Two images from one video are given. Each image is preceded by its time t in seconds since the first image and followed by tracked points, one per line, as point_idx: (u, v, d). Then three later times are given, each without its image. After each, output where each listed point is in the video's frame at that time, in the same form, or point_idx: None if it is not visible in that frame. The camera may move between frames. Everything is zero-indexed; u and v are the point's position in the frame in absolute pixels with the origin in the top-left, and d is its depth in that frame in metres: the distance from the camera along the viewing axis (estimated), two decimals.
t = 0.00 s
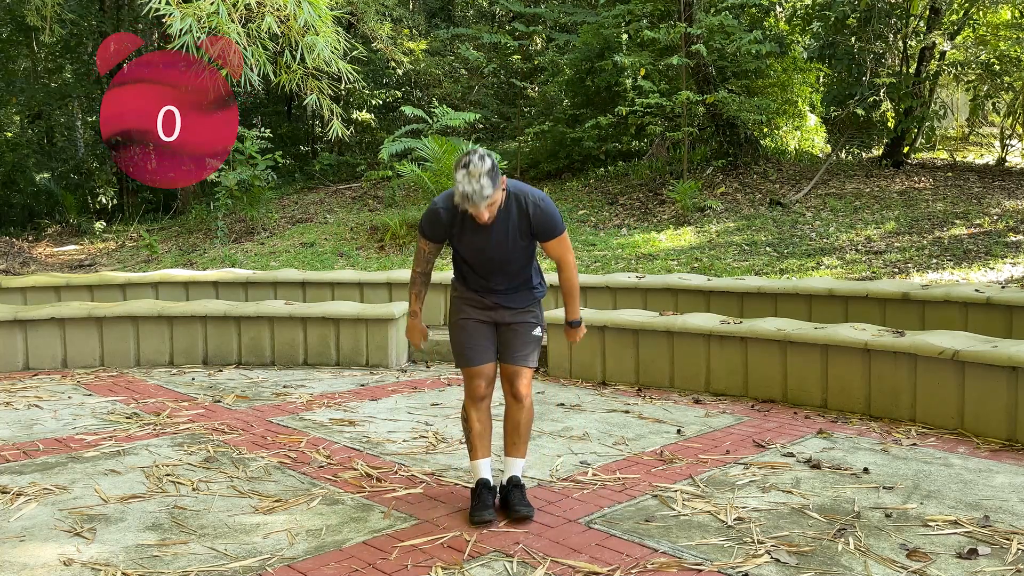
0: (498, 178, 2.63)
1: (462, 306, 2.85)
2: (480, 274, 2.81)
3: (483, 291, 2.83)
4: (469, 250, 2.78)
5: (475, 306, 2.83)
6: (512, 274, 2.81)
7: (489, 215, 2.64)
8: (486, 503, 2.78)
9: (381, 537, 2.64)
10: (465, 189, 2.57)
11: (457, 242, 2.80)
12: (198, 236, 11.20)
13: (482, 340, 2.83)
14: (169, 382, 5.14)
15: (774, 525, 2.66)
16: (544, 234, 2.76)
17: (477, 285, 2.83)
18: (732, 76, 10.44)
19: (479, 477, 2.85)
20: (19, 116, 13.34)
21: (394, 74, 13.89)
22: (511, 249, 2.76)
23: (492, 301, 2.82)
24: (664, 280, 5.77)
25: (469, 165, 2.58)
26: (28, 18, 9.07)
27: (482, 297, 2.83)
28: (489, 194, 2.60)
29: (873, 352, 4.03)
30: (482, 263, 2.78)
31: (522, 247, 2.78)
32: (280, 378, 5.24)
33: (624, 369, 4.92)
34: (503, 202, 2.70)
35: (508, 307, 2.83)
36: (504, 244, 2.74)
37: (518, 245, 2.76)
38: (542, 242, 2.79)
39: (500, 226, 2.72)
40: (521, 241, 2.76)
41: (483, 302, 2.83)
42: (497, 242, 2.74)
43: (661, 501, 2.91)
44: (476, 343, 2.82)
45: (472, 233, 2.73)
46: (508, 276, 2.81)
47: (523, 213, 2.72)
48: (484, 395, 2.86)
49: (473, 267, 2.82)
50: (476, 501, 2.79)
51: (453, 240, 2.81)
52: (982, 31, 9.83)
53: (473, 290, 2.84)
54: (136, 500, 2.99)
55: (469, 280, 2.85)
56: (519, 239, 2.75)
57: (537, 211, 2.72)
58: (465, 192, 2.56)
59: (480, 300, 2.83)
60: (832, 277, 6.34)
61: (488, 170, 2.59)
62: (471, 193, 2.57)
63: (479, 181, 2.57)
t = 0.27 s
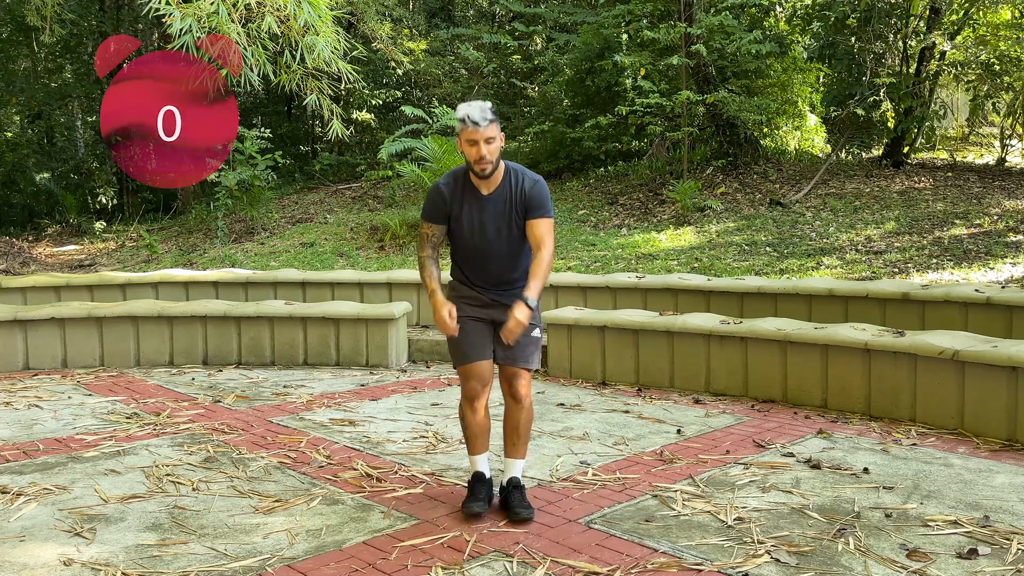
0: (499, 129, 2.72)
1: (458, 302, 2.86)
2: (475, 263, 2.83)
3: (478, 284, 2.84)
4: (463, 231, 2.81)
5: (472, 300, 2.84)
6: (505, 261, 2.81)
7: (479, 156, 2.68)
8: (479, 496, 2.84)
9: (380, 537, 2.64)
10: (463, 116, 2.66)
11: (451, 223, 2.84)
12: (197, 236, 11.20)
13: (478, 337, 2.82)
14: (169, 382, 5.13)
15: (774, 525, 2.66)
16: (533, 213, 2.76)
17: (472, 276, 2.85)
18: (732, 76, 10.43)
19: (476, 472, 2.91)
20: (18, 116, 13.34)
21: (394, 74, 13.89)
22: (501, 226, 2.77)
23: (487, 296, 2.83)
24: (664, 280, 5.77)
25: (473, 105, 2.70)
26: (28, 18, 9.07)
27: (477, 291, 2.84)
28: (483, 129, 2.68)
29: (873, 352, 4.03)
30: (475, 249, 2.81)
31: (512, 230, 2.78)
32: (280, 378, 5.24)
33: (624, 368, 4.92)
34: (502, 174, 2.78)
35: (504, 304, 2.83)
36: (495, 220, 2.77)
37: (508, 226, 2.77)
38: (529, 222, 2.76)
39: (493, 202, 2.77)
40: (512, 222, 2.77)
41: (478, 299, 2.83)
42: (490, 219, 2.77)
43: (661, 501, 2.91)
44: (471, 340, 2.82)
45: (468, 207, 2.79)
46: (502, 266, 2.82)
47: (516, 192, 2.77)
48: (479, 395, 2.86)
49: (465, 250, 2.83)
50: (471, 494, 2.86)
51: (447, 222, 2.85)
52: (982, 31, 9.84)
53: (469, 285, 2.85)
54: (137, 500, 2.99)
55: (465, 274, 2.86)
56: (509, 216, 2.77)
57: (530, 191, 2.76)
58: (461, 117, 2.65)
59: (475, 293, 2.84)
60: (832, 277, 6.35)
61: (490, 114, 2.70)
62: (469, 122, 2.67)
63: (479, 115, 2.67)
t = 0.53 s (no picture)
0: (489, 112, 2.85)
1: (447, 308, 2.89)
2: (461, 255, 2.84)
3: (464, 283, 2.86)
4: (448, 219, 2.83)
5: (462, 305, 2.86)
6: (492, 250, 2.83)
7: (468, 131, 2.79)
8: (469, 488, 2.95)
9: (381, 537, 2.64)
10: (456, 95, 2.81)
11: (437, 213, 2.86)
12: (197, 236, 11.20)
13: (467, 345, 2.87)
14: (169, 382, 5.13)
15: (775, 525, 2.66)
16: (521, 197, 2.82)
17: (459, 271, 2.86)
18: (732, 76, 10.43)
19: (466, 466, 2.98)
20: (18, 116, 13.34)
21: (394, 74, 13.88)
22: (488, 209, 2.81)
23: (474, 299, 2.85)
24: (664, 280, 5.77)
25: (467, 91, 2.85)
26: (28, 18, 9.07)
27: (464, 295, 2.86)
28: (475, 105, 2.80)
29: (873, 352, 4.03)
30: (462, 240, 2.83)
31: (498, 215, 2.82)
32: (280, 378, 5.24)
33: (624, 368, 4.92)
34: (489, 162, 2.86)
35: (491, 307, 2.84)
36: (481, 205, 2.81)
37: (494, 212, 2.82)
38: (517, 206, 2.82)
39: (479, 189, 2.83)
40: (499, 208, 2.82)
41: (469, 304, 2.85)
42: (476, 204, 2.81)
43: (661, 501, 2.91)
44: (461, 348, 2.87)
45: (454, 194, 2.83)
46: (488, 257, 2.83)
47: (501, 181, 2.83)
48: (470, 402, 2.95)
49: (451, 238, 2.84)
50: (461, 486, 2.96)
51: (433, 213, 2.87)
52: (982, 31, 9.84)
53: (456, 287, 2.87)
54: (137, 500, 2.99)
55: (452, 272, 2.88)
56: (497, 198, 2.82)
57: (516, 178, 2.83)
58: (455, 95, 2.80)
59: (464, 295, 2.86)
60: (832, 277, 6.35)
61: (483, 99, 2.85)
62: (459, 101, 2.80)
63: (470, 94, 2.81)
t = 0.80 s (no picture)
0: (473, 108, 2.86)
1: (434, 304, 2.89)
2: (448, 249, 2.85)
3: (450, 278, 2.87)
4: (434, 212, 2.83)
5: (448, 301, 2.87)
6: (478, 244, 2.84)
7: (451, 124, 2.79)
8: (468, 488, 2.94)
9: (381, 537, 2.64)
10: (439, 91, 2.83)
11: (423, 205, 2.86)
12: (198, 236, 11.20)
13: (455, 341, 2.88)
14: (169, 382, 5.13)
15: (774, 525, 2.66)
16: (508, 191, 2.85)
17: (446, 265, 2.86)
18: (732, 76, 10.42)
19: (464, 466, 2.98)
20: (19, 116, 13.36)
21: (394, 74, 13.88)
22: (475, 201, 2.81)
23: (461, 295, 2.86)
24: (664, 281, 5.77)
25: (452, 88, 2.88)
26: (28, 18, 9.07)
27: (452, 291, 2.86)
28: (456, 100, 2.82)
29: (873, 352, 4.03)
30: (449, 234, 2.84)
31: (485, 209, 2.83)
32: (280, 378, 5.25)
33: (624, 368, 4.92)
34: (473, 154, 2.86)
35: (477, 305, 2.85)
36: (469, 198, 2.81)
37: (481, 205, 2.82)
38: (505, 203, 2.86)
39: (465, 181, 2.82)
40: (487, 201, 2.83)
41: (456, 301, 2.86)
42: (463, 197, 2.81)
43: (661, 501, 2.91)
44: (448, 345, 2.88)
45: (440, 185, 2.83)
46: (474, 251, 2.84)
47: (486, 173, 2.84)
48: (461, 396, 2.96)
49: (438, 230, 2.85)
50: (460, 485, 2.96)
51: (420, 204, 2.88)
52: (982, 31, 9.84)
53: (443, 282, 2.88)
54: (137, 500, 2.99)
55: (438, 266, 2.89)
56: (486, 191, 2.82)
57: (503, 171, 2.85)
58: (437, 91, 2.83)
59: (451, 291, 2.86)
60: (832, 277, 6.35)
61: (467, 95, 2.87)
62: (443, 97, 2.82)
63: (454, 90, 2.83)
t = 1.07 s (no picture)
0: (466, 111, 2.88)
1: (430, 302, 2.89)
2: (444, 246, 2.85)
3: (446, 275, 2.87)
4: (429, 209, 2.82)
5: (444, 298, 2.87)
6: (473, 241, 2.86)
7: (445, 121, 2.81)
8: (468, 488, 2.94)
9: (380, 537, 2.64)
10: (432, 91, 2.86)
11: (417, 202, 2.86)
12: (197, 236, 11.20)
13: (452, 338, 2.88)
14: (168, 382, 5.13)
15: (775, 525, 2.66)
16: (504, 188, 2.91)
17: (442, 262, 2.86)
18: (732, 76, 10.42)
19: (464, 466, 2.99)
20: (18, 116, 13.36)
21: (394, 74, 13.88)
22: (472, 198, 2.83)
23: (458, 292, 2.86)
24: (664, 281, 5.77)
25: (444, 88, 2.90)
26: (28, 18, 9.07)
27: (448, 289, 2.86)
28: (450, 99, 2.85)
29: (873, 352, 4.03)
30: (444, 231, 2.84)
31: (481, 206, 2.85)
32: (280, 378, 5.24)
33: (624, 368, 4.92)
34: (467, 153, 2.88)
35: (474, 301, 2.86)
36: (464, 194, 2.82)
37: (476, 202, 2.83)
38: (499, 199, 2.92)
39: (461, 178, 2.82)
40: (482, 198, 2.84)
41: (452, 297, 2.86)
42: (459, 193, 2.81)
43: (661, 501, 2.91)
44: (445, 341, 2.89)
45: (435, 183, 2.83)
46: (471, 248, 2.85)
47: (481, 170, 2.85)
48: (460, 393, 2.97)
49: (434, 228, 2.85)
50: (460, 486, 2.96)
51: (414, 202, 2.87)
52: (982, 31, 9.84)
53: (438, 280, 2.88)
54: (137, 500, 2.99)
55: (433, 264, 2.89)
56: (482, 188, 2.84)
57: (498, 169, 2.89)
58: (432, 89, 2.84)
59: (447, 288, 2.86)
60: (831, 277, 6.35)
61: (461, 97, 2.90)
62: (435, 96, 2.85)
63: (446, 89, 2.85)
